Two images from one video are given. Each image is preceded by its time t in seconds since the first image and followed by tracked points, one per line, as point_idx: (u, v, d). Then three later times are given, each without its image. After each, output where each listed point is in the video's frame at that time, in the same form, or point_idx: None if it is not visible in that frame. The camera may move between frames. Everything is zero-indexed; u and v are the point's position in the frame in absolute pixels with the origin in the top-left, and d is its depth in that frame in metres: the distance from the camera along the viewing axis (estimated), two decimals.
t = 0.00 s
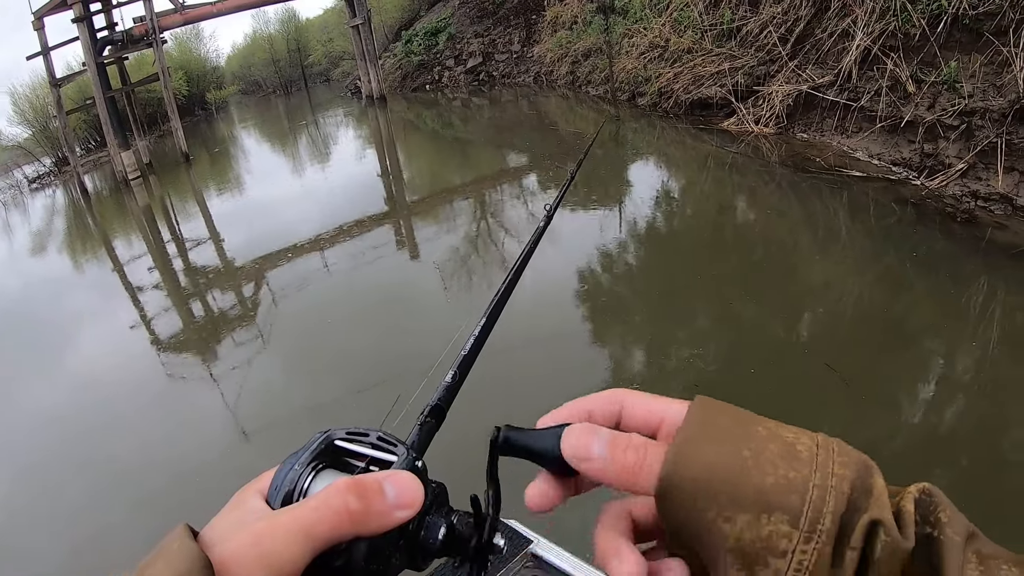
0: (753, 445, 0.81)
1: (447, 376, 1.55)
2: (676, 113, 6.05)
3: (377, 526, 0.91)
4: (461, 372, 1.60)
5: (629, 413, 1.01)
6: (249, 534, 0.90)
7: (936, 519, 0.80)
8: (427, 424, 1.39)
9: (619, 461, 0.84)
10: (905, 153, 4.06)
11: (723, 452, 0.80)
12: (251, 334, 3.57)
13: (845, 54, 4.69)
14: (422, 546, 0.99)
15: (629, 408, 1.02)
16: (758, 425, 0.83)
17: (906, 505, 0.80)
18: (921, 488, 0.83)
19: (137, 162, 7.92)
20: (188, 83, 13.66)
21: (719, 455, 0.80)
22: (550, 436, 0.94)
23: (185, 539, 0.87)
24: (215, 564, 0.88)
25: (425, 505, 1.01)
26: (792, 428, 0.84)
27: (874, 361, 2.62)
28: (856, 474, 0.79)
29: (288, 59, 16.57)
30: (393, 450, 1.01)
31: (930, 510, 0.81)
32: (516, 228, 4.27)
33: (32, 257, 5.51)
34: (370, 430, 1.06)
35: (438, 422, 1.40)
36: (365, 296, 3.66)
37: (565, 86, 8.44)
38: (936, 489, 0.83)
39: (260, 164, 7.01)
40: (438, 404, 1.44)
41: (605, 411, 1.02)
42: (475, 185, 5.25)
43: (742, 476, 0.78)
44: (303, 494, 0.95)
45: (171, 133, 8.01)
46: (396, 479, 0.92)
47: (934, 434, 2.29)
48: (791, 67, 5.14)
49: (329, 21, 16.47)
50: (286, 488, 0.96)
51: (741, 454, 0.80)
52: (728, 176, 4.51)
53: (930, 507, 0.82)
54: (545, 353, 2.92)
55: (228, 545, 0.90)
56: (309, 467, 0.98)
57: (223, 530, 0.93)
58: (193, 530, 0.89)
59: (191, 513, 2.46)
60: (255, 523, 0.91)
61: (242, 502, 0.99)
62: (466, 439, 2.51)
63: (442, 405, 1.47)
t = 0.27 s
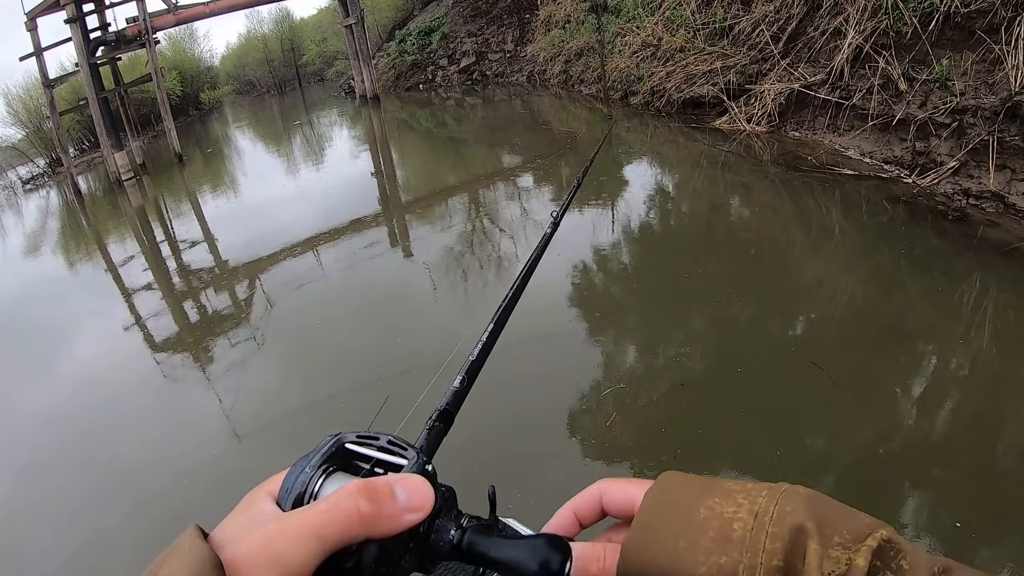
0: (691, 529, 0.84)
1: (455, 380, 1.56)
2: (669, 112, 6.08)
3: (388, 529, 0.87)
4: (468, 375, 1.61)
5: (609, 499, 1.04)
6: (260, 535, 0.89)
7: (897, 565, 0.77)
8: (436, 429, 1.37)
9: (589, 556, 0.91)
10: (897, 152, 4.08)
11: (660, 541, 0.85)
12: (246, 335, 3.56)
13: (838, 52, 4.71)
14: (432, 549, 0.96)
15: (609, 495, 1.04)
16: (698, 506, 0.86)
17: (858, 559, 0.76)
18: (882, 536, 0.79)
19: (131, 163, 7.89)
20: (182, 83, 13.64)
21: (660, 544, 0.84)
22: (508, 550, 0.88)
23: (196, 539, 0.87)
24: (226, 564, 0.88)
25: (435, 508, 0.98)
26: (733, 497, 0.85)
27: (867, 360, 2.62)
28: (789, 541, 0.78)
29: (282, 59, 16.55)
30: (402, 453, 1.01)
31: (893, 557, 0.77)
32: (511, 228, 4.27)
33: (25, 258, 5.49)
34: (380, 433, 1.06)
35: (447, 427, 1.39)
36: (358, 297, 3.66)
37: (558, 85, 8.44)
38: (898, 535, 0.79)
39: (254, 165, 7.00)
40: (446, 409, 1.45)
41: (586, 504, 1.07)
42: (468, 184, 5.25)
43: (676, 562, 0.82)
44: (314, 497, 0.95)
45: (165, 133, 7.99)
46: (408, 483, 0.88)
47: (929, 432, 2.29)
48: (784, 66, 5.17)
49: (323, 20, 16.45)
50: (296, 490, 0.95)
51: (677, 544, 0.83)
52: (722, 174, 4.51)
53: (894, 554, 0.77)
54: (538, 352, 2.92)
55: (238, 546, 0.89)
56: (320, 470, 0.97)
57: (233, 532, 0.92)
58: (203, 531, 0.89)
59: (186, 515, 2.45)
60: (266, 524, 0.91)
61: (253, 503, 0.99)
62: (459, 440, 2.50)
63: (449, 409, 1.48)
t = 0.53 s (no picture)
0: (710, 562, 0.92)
1: (468, 387, 1.56)
2: (659, 110, 6.08)
3: (401, 531, 0.88)
4: (480, 383, 1.60)
5: None
6: (275, 537, 0.91)
7: (917, 558, 0.87)
8: (448, 435, 1.38)
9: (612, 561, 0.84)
10: (887, 149, 4.10)
11: None
12: (239, 335, 3.55)
13: (828, 50, 4.72)
14: (443, 553, 1.00)
15: None
16: (705, 543, 0.95)
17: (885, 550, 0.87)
18: (900, 528, 0.91)
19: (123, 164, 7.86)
20: (175, 84, 13.58)
21: None
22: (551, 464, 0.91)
23: (211, 539, 0.87)
24: (242, 565, 0.89)
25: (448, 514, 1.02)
26: (742, 526, 0.96)
27: (861, 359, 2.62)
28: (814, 550, 0.90)
29: (275, 58, 16.50)
30: (416, 459, 1.03)
31: (912, 550, 0.88)
32: (505, 227, 4.26)
33: (18, 259, 5.47)
34: (393, 438, 1.07)
35: (459, 433, 1.40)
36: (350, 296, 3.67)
37: (550, 84, 8.43)
38: (917, 529, 0.91)
39: (247, 165, 6.98)
40: (457, 416, 1.45)
41: None
42: (461, 183, 5.24)
43: None
44: (328, 499, 0.96)
45: (157, 134, 7.96)
46: (421, 485, 0.90)
47: (923, 429, 2.30)
48: (774, 64, 5.19)
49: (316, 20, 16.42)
50: (311, 492, 0.97)
51: None
52: (714, 173, 4.51)
53: (913, 547, 0.89)
54: (530, 351, 2.92)
55: (254, 547, 0.90)
56: (334, 473, 0.99)
57: (247, 534, 0.93)
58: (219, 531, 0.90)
59: (182, 516, 2.44)
60: (280, 526, 0.92)
61: (268, 505, 1.01)
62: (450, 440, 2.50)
63: (461, 416, 1.48)
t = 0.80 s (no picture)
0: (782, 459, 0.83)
1: (475, 394, 1.55)
2: (649, 109, 6.10)
3: (410, 534, 0.91)
4: (490, 386, 1.58)
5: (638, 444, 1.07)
6: (285, 539, 0.89)
7: (967, 512, 0.82)
8: (456, 440, 1.38)
9: (649, 494, 0.85)
10: (877, 148, 4.12)
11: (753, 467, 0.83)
12: (231, 336, 3.55)
13: (818, 48, 4.74)
14: (451, 557, 1.00)
15: (637, 440, 1.08)
16: (780, 437, 0.86)
17: (939, 501, 0.82)
18: (955, 482, 0.85)
19: (114, 165, 7.82)
20: (166, 84, 13.52)
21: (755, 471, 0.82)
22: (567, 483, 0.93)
23: (222, 542, 0.84)
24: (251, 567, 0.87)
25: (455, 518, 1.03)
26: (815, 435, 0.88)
27: (851, 357, 2.63)
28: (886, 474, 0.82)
29: (266, 59, 16.45)
30: (424, 464, 1.02)
31: (964, 503, 0.83)
32: (496, 226, 4.27)
33: (9, 261, 5.44)
34: (403, 442, 1.06)
35: (467, 439, 1.39)
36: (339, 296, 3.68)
37: (541, 83, 8.43)
38: (969, 483, 0.85)
39: (239, 165, 6.96)
40: (467, 421, 1.45)
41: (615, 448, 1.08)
42: (452, 183, 5.24)
43: (776, 490, 0.81)
44: (337, 502, 0.95)
45: (148, 135, 7.92)
46: (429, 489, 0.93)
47: (915, 426, 2.30)
48: (764, 63, 5.21)
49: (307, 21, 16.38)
50: (320, 495, 0.96)
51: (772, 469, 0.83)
52: (705, 172, 4.52)
53: (963, 500, 0.83)
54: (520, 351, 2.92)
55: (264, 549, 0.88)
56: (343, 476, 0.98)
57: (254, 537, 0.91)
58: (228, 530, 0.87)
59: (175, 518, 2.43)
60: (290, 529, 0.91)
61: (276, 507, 0.99)
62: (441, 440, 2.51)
63: (470, 421, 1.47)
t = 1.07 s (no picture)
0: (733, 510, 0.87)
1: (484, 403, 1.49)
2: (643, 110, 6.11)
3: (418, 545, 0.91)
4: (497, 396, 1.53)
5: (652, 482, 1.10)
6: (294, 549, 0.90)
7: (932, 556, 0.80)
8: (464, 450, 1.32)
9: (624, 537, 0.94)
10: (870, 147, 4.15)
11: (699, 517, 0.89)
12: (226, 338, 3.55)
13: (811, 48, 4.76)
14: (460, 567, 0.98)
15: (652, 477, 1.10)
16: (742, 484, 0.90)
17: (892, 548, 0.79)
18: (916, 527, 0.81)
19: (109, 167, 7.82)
20: (162, 86, 13.51)
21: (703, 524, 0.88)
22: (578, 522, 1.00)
23: (230, 553, 0.86)
24: None
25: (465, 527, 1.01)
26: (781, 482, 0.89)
27: (845, 356, 2.63)
28: (823, 526, 0.82)
29: (262, 60, 16.44)
30: (433, 474, 1.03)
31: (928, 547, 0.80)
32: (491, 227, 4.27)
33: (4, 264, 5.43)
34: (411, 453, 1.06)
35: (476, 449, 1.33)
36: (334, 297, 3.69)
37: (535, 84, 8.44)
38: (932, 526, 0.82)
39: (234, 167, 6.95)
40: (474, 431, 1.39)
41: (630, 481, 1.12)
42: (447, 184, 5.24)
43: (716, 541, 0.86)
44: (345, 513, 0.96)
45: (144, 136, 7.92)
46: (436, 500, 0.94)
47: (908, 426, 2.31)
48: (757, 63, 5.23)
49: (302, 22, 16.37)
50: (327, 506, 0.97)
51: (718, 522, 0.87)
52: (700, 172, 4.52)
53: (927, 544, 0.81)
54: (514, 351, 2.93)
55: (273, 559, 0.90)
56: (351, 488, 0.97)
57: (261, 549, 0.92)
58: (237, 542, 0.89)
59: (172, 520, 2.44)
60: (298, 539, 0.92)
61: (284, 516, 1.01)
62: (435, 442, 2.51)
63: (477, 431, 1.41)
